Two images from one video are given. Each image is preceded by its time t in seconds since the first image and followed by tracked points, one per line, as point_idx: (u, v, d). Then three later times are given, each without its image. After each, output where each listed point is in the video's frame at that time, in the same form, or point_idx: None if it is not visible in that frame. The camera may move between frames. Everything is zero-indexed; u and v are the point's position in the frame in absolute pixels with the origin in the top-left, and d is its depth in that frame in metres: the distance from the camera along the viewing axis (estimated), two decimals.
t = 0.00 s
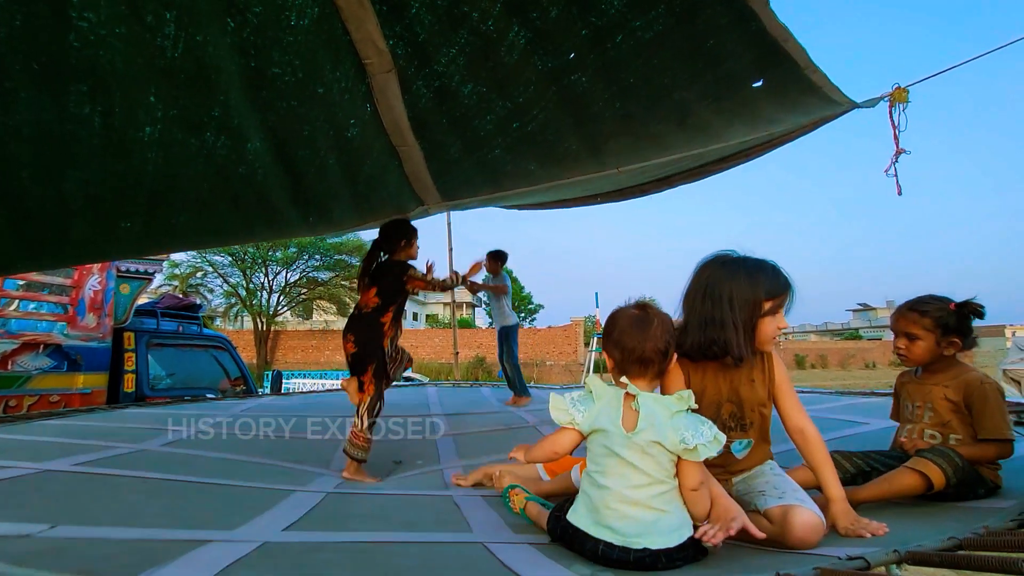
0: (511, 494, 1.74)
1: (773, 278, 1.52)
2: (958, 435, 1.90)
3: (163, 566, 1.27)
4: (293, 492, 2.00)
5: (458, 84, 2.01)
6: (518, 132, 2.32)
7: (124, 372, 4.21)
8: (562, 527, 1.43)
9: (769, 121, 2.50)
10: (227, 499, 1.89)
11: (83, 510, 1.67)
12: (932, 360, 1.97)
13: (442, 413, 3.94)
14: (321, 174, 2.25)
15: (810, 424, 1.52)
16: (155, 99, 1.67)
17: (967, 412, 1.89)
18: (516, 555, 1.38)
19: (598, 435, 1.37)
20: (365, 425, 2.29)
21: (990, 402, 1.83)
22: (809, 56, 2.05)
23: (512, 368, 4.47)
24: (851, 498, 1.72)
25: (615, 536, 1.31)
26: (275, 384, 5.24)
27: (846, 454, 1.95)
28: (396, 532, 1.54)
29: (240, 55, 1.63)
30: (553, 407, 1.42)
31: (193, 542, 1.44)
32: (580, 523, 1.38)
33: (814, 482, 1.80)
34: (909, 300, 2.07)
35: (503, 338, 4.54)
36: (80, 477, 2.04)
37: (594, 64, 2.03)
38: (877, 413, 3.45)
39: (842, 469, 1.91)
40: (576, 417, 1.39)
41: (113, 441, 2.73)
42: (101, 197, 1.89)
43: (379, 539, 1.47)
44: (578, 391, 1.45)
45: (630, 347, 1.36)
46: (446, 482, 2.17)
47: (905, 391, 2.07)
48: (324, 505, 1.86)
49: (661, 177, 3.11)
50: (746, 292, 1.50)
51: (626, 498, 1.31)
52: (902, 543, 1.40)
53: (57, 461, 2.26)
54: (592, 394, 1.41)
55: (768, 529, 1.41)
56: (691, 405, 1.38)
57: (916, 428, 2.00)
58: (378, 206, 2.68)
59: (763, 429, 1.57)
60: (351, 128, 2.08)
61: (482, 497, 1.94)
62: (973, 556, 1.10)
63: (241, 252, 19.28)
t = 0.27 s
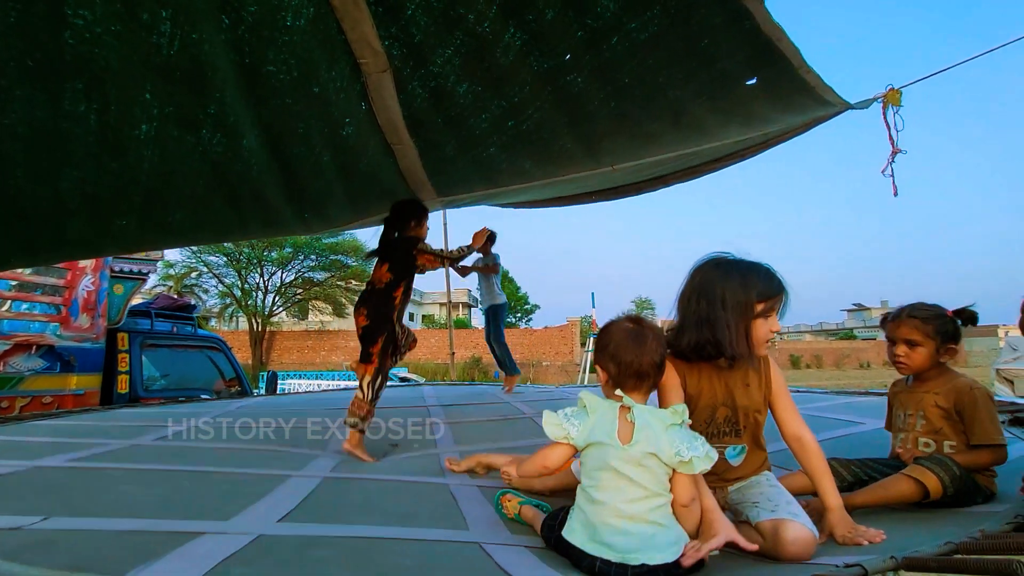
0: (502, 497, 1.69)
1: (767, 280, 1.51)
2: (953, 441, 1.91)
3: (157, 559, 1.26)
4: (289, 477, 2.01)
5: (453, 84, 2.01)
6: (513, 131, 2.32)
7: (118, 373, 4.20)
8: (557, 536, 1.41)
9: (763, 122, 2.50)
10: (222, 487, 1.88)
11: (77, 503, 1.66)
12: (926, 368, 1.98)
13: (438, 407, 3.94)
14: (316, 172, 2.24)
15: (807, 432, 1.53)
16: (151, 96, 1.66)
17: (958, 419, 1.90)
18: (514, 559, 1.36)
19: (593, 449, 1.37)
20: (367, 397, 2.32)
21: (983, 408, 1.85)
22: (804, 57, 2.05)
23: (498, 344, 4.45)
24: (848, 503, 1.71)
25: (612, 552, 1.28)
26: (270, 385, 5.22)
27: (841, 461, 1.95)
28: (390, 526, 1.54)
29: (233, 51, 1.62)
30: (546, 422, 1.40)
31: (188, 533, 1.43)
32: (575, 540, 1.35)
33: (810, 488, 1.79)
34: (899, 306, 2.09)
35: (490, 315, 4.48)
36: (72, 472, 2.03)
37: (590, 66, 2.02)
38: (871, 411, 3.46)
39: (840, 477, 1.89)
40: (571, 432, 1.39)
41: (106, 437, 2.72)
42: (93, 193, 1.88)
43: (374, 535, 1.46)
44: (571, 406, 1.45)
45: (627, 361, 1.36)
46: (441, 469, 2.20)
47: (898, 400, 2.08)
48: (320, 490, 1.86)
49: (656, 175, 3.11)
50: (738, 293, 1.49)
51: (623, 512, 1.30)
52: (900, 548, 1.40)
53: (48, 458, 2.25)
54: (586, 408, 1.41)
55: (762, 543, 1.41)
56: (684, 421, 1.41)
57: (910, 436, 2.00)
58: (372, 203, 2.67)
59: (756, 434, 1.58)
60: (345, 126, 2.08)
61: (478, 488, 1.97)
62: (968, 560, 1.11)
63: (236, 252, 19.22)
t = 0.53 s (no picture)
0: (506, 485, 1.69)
1: (757, 283, 1.51)
2: (949, 445, 1.91)
3: (148, 557, 1.25)
4: (286, 463, 2.04)
5: (449, 83, 2.00)
6: (509, 129, 2.31)
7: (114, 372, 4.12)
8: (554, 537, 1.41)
9: (759, 120, 2.50)
10: (215, 475, 1.87)
11: (68, 497, 1.65)
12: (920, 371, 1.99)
13: (434, 406, 3.93)
14: (311, 168, 2.23)
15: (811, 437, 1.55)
16: (147, 91, 1.64)
17: (954, 423, 1.91)
18: (507, 554, 1.37)
19: (585, 455, 1.35)
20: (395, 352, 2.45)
21: (977, 412, 1.86)
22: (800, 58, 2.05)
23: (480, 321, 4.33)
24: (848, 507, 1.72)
25: (607, 558, 1.28)
26: (265, 385, 5.20)
27: (847, 467, 1.97)
28: (384, 521, 1.53)
29: (227, 46, 1.60)
30: (537, 432, 1.38)
31: (181, 528, 1.43)
32: (569, 546, 1.34)
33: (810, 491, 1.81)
34: (892, 308, 2.09)
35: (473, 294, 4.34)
36: (65, 463, 2.01)
37: (587, 65, 2.02)
38: (866, 408, 3.46)
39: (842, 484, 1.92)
40: (562, 439, 1.37)
41: (99, 432, 2.70)
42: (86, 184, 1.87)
43: (369, 531, 1.45)
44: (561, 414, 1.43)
45: (618, 366, 1.39)
46: (440, 454, 2.26)
47: (893, 403, 2.09)
48: (315, 480, 1.86)
49: (652, 173, 3.11)
50: (726, 302, 1.50)
51: (617, 518, 1.30)
52: (897, 552, 1.39)
53: (42, 449, 2.24)
54: (577, 415, 1.41)
55: (763, 546, 1.41)
56: (675, 426, 1.42)
57: (907, 440, 2.00)
58: (367, 198, 2.65)
59: (758, 444, 1.60)
60: (340, 123, 2.06)
61: (476, 474, 2.01)
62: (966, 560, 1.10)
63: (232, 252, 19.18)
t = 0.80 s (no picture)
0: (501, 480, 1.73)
1: (750, 280, 1.49)
2: (949, 438, 1.92)
3: (141, 556, 1.24)
4: (283, 465, 2.03)
5: (445, 82, 1.99)
6: (506, 128, 2.30)
7: (109, 374, 4.15)
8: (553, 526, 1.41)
9: (756, 120, 2.49)
10: (211, 478, 1.87)
11: (62, 498, 1.64)
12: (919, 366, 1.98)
13: (431, 407, 3.92)
14: (307, 166, 2.21)
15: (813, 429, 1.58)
16: (141, 88, 1.63)
17: (954, 417, 1.92)
18: (504, 547, 1.37)
19: (582, 443, 1.36)
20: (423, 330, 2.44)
21: (977, 406, 1.87)
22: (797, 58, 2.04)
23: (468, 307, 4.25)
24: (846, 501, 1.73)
25: (604, 544, 1.27)
26: (262, 385, 5.19)
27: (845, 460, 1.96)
28: (380, 518, 1.52)
29: (221, 42, 1.59)
30: (533, 422, 1.39)
31: (176, 529, 1.42)
32: (567, 534, 1.34)
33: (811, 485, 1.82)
34: (888, 304, 2.07)
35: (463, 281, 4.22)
36: (59, 465, 2.00)
37: (584, 65, 2.01)
38: (862, 408, 3.47)
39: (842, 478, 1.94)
40: (558, 427, 1.38)
41: (95, 433, 2.69)
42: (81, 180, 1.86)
43: (365, 528, 1.44)
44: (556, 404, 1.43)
45: (611, 353, 1.40)
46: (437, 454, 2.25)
47: (892, 398, 2.10)
48: (311, 480, 1.86)
49: (649, 172, 3.11)
50: (716, 299, 1.50)
51: (614, 503, 1.29)
52: (892, 548, 1.38)
53: (35, 452, 2.23)
54: (572, 403, 1.41)
55: (763, 538, 1.40)
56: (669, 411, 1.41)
57: (907, 434, 2.01)
58: (363, 197, 2.64)
59: (762, 442, 1.58)
60: (336, 121, 2.05)
61: (472, 473, 2.01)
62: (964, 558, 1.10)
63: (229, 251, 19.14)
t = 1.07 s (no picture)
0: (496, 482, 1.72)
1: (741, 264, 1.50)
2: (950, 430, 1.94)
3: (135, 557, 1.23)
4: (278, 470, 2.01)
5: (442, 80, 1.99)
6: (503, 128, 2.29)
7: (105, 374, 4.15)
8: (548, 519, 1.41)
9: (753, 119, 2.49)
10: (207, 483, 1.86)
11: (55, 501, 1.63)
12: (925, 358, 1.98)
13: (429, 407, 3.91)
14: (303, 167, 2.21)
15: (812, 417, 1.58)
16: (134, 84, 1.63)
17: (956, 408, 1.94)
18: (504, 546, 1.34)
19: (582, 427, 1.35)
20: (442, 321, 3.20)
21: (981, 397, 1.90)
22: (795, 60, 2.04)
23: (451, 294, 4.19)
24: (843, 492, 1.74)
25: (604, 526, 1.28)
26: (259, 386, 5.17)
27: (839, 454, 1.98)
28: (376, 518, 1.52)
29: (215, 38, 1.59)
30: (533, 405, 1.37)
31: (170, 530, 1.41)
32: (566, 518, 1.34)
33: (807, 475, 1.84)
34: (889, 295, 2.06)
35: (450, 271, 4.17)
36: (52, 469, 1.99)
37: (582, 66, 2.01)
38: (859, 408, 3.47)
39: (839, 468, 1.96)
40: (559, 411, 1.36)
41: (90, 435, 2.68)
42: (75, 179, 1.85)
43: (361, 527, 1.44)
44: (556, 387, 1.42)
45: (607, 338, 1.41)
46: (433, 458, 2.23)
47: (889, 390, 2.09)
48: (306, 483, 1.85)
49: (646, 171, 3.10)
50: (710, 282, 1.52)
51: (615, 486, 1.30)
52: (889, 540, 1.40)
53: (30, 455, 2.22)
54: (572, 387, 1.40)
55: (759, 530, 1.41)
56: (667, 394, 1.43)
57: (906, 427, 2.01)
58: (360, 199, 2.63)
59: (760, 425, 1.62)
60: (332, 119, 2.04)
61: (468, 475, 2.00)
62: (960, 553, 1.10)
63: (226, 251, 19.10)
